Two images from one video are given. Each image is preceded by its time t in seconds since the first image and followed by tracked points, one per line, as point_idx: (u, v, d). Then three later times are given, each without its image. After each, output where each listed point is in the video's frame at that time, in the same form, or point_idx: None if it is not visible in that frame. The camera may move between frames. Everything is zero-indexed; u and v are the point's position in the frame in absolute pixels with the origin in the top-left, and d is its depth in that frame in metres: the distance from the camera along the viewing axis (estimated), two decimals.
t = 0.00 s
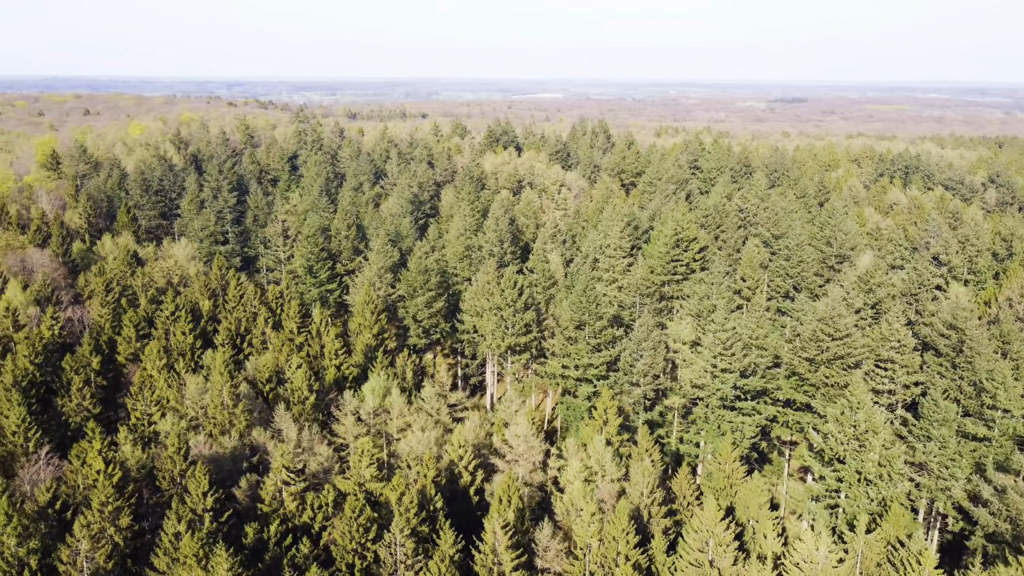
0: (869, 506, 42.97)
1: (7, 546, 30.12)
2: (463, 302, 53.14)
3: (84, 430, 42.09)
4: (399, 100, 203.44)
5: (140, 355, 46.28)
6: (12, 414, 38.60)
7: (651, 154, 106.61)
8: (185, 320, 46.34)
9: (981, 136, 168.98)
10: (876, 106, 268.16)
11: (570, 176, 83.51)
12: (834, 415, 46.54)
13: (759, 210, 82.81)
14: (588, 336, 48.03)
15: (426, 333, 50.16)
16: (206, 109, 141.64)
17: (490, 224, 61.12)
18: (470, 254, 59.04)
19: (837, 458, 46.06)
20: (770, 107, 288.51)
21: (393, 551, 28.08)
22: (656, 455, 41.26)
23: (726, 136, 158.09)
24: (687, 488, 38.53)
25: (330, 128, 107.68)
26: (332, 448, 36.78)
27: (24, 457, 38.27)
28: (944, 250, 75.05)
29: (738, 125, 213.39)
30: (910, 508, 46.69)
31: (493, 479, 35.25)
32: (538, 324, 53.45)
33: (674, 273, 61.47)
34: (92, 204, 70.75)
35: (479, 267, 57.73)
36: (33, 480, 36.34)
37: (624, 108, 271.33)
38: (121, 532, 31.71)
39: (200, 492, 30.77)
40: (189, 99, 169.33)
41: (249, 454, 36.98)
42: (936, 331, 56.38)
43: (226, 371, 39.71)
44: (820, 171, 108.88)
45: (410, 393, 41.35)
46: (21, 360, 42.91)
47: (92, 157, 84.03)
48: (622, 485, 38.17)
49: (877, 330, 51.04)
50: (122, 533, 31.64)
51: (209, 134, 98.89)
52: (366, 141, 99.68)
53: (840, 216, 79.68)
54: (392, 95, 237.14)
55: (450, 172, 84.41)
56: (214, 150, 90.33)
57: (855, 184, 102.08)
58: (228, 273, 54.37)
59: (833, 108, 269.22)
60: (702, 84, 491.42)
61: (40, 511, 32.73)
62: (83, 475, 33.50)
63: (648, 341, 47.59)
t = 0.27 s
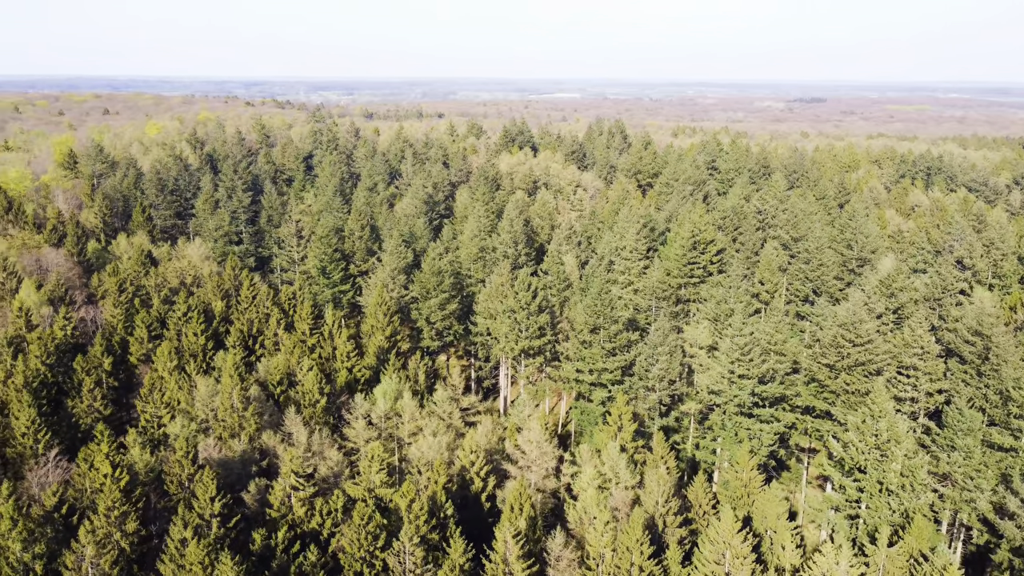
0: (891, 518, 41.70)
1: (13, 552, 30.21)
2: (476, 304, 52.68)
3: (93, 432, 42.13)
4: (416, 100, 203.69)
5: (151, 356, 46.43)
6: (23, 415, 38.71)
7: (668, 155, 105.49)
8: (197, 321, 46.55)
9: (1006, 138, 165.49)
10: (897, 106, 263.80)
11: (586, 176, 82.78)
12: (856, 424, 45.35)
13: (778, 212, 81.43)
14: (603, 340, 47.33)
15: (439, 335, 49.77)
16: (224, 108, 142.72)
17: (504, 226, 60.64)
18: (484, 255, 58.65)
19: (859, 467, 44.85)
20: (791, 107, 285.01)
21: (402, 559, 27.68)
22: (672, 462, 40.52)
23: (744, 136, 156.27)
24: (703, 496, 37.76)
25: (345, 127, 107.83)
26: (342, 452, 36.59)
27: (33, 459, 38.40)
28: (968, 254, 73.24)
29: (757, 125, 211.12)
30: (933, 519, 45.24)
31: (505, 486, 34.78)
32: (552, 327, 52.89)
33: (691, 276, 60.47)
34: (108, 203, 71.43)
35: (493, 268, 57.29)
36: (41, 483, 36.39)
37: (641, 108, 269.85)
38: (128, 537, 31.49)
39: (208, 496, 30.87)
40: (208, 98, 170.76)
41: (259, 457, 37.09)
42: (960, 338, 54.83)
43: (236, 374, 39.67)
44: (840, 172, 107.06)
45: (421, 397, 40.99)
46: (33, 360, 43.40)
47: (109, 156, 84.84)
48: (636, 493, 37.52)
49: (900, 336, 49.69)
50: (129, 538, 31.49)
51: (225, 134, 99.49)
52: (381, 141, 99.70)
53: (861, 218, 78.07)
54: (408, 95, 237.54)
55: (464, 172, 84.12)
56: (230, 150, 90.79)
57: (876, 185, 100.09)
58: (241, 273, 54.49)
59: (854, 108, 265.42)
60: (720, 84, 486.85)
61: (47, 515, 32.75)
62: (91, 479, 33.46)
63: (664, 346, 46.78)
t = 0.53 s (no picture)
0: (914, 530, 40.34)
1: (18, 557, 30.47)
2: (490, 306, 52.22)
3: (103, 435, 42.26)
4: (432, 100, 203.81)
5: (163, 357, 46.60)
6: (32, 417, 38.90)
7: (685, 155, 104.32)
8: (209, 323, 46.74)
9: None
10: (919, 106, 259.33)
11: (603, 177, 82.00)
12: (878, 433, 44.07)
13: (798, 214, 80.07)
14: (618, 345, 46.60)
15: (453, 337, 49.39)
16: (243, 108, 143.59)
17: (519, 227, 60.03)
18: (498, 257, 58.17)
19: (881, 478, 43.53)
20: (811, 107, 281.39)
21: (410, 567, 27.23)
22: (688, 470, 39.67)
23: (763, 137, 154.29)
24: (719, 506, 36.96)
25: (361, 127, 107.85)
26: (353, 456, 36.39)
27: (42, 461, 38.66)
28: (994, 257, 71.37)
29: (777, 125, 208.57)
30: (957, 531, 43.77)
31: (517, 493, 34.21)
32: (566, 330, 52.27)
33: (708, 279, 59.53)
34: (124, 203, 72.04)
35: (507, 271, 56.77)
36: (48, 485, 36.51)
37: (659, 108, 267.92)
38: (134, 543, 31.50)
39: (215, 502, 30.69)
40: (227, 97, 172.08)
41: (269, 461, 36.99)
42: (986, 345, 53.29)
43: (247, 377, 39.63)
44: (861, 173, 105.13)
45: (433, 401, 40.61)
46: (44, 362, 43.95)
47: (126, 156, 85.56)
48: (651, 501, 36.74)
49: (924, 343, 48.32)
50: (135, 545, 31.45)
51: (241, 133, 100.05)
52: (397, 141, 99.64)
53: (883, 220, 76.42)
54: (424, 95, 237.77)
55: (480, 173, 83.77)
56: (246, 149, 91.19)
57: (897, 186, 98.02)
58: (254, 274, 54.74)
59: (875, 108, 261.66)
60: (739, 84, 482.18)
61: (52, 519, 32.83)
62: (97, 483, 33.36)
63: (680, 350, 45.94)
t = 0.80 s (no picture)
0: (938, 544, 39.08)
1: (22, 563, 30.51)
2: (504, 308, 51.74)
3: (113, 437, 42.40)
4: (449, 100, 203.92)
5: (175, 358, 46.68)
6: (42, 419, 39.11)
7: (703, 156, 103.07)
8: (222, 324, 46.80)
9: None
10: (941, 106, 255.07)
11: (619, 178, 81.20)
12: (901, 443, 42.83)
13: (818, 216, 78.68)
14: (634, 349, 45.83)
15: (466, 340, 48.99)
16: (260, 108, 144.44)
17: (533, 228, 59.46)
18: (513, 259, 57.65)
19: (904, 490, 42.26)
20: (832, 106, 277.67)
21: None
22: (704, 479, 38.85)
23: (783, 138, 152.31)
24: (737, 516, 36.09)
25: (377, 127, 107.94)
26: (364, 460, 36.30)
27: (52, 463, 38.84)
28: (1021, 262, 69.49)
29: (797, 125, 205.90)
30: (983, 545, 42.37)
31: (529, 500, 33.63)
32: (581, 334, 51.63)
33: (726, 283, 58.55)
34: (140, 203, 72.55)
35: (522, 273, 56.27)
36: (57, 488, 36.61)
37: (677, 108, 265.93)
38: (141, 549, 31.39)
39: (223, 508, 30.50)
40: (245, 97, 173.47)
41: (279, 466, 36.83)
42: (1014, 352, 51.77)
43: (257, 380, 39.90)
44: (882, 175, 103.21)
45: (445, 404, 40.20)
46: (56, 363, 44.20)
47: (143, 155, 86.20)
48: (666, 510, 35.96)
49: (949, 350, 46.98)
50: (142, 551, 31.34)
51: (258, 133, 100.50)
52: (412, 141, 99.53)
53: (906, 223, 74.77)
54: (441, 95, 237.98)
55: (496, 173, 83.40)
56: (262, 149, 91.57)
57: (919, 188, 96.05)
58: (266, 275, 55.32)
59: (898, 109, 257.54)
60: (758, 84, 477.37)
61: (58, 525, 32.85)
62: (104, 488, 33.29)
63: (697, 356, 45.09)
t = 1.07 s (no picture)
0: (963, 558, 37.73)
1: (27, 569, 30.57)
2: (518, 311, 51.22)
3: (122, 440, 42.52)
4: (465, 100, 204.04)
5: (186, 361, 46.74)
6: (51, 421, 39.26)
7: (721, 157, 101.81)
8: (233, 326, 46.81)
9: None
10: (964, 107, 250.63)
11: (635, 179, 80.37)
12: (924, 453, 41.52)
13: (838, 219, 77.27)
14: (649, 354, 45.03)
15: (479, 344, 48.58)
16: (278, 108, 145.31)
17: (548, 230, 58.77)
18: (527, 261, 57.10)
19: (928, 502, 40.93)
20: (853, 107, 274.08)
21: None
22: (721, 487, 38.02)
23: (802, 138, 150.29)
24: (754, 526, 35.20)
25: (392, 127, 107.96)
26: (374, 465, 36.02)
27: (60, 466, 38.97)
28: None
29: (817, 126, 203.24)
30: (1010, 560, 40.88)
31: (542, 508, 33.02)
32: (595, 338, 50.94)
33: (744, 287, 57.52)
34: (155, 203, 73.02)
35: (536, 275, 55.71)
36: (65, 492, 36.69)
37: (695, 108, 264.06)
38: (147, 555, 31.33)
39: (230, 515, 30.40)
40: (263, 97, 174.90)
41: (288, 471, 36.67)
42: None
43: (267, 383, 39.72)
44: (904, 176, 101.26)
45: (457, 409, 39.74)
46: (67, 365, 44.44)
47: (158, 155, 86.72)
48: (682, 520, 35.15)
49: (975, 358, 45.61)
50: (148, 557, 31.26)
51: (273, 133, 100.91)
52: (427, 142, 99.43)
53: (930, 226, 73.08)
54: (457, 94, 238.66)
55: (511, 174, 82.96)
56: (277, 150, 91.89)
57: (941, 190, 93.97)
58: (279, 275, 55.47)
59: (920, 109, 253.51)
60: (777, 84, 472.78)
61: (64, 530, 32.89)
62: (111, 493, 33.04)
63: (714, 362, 44.20)
